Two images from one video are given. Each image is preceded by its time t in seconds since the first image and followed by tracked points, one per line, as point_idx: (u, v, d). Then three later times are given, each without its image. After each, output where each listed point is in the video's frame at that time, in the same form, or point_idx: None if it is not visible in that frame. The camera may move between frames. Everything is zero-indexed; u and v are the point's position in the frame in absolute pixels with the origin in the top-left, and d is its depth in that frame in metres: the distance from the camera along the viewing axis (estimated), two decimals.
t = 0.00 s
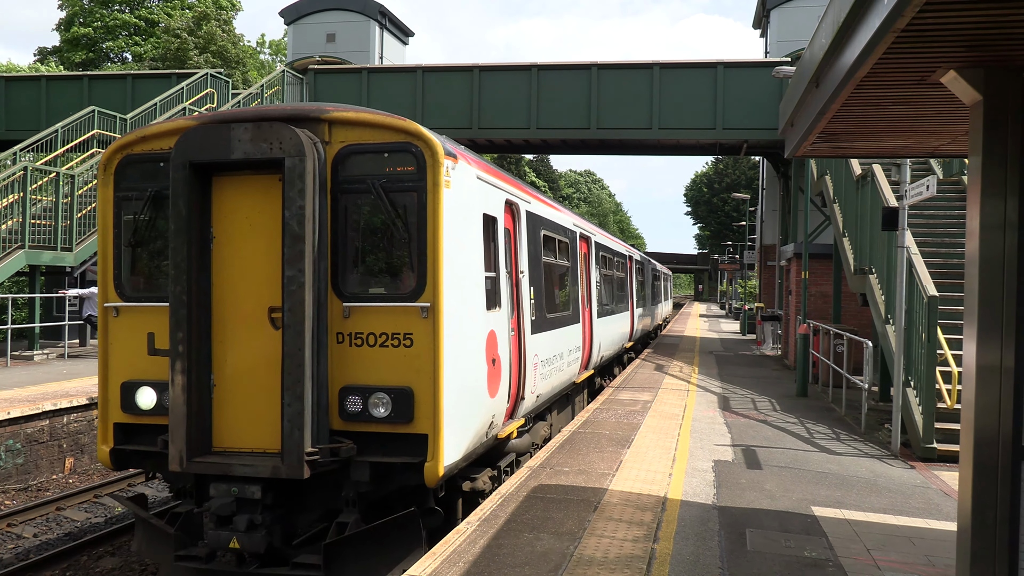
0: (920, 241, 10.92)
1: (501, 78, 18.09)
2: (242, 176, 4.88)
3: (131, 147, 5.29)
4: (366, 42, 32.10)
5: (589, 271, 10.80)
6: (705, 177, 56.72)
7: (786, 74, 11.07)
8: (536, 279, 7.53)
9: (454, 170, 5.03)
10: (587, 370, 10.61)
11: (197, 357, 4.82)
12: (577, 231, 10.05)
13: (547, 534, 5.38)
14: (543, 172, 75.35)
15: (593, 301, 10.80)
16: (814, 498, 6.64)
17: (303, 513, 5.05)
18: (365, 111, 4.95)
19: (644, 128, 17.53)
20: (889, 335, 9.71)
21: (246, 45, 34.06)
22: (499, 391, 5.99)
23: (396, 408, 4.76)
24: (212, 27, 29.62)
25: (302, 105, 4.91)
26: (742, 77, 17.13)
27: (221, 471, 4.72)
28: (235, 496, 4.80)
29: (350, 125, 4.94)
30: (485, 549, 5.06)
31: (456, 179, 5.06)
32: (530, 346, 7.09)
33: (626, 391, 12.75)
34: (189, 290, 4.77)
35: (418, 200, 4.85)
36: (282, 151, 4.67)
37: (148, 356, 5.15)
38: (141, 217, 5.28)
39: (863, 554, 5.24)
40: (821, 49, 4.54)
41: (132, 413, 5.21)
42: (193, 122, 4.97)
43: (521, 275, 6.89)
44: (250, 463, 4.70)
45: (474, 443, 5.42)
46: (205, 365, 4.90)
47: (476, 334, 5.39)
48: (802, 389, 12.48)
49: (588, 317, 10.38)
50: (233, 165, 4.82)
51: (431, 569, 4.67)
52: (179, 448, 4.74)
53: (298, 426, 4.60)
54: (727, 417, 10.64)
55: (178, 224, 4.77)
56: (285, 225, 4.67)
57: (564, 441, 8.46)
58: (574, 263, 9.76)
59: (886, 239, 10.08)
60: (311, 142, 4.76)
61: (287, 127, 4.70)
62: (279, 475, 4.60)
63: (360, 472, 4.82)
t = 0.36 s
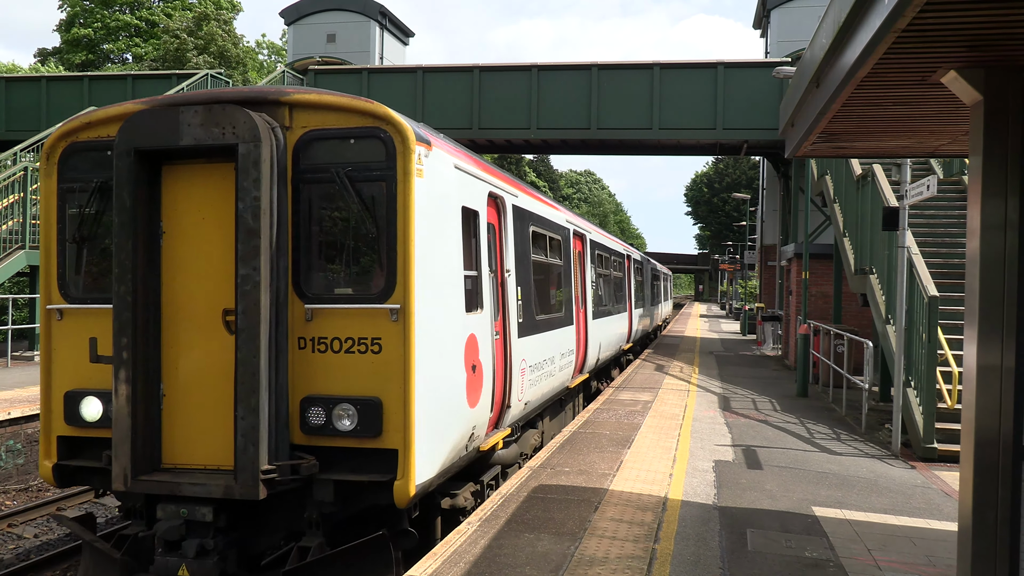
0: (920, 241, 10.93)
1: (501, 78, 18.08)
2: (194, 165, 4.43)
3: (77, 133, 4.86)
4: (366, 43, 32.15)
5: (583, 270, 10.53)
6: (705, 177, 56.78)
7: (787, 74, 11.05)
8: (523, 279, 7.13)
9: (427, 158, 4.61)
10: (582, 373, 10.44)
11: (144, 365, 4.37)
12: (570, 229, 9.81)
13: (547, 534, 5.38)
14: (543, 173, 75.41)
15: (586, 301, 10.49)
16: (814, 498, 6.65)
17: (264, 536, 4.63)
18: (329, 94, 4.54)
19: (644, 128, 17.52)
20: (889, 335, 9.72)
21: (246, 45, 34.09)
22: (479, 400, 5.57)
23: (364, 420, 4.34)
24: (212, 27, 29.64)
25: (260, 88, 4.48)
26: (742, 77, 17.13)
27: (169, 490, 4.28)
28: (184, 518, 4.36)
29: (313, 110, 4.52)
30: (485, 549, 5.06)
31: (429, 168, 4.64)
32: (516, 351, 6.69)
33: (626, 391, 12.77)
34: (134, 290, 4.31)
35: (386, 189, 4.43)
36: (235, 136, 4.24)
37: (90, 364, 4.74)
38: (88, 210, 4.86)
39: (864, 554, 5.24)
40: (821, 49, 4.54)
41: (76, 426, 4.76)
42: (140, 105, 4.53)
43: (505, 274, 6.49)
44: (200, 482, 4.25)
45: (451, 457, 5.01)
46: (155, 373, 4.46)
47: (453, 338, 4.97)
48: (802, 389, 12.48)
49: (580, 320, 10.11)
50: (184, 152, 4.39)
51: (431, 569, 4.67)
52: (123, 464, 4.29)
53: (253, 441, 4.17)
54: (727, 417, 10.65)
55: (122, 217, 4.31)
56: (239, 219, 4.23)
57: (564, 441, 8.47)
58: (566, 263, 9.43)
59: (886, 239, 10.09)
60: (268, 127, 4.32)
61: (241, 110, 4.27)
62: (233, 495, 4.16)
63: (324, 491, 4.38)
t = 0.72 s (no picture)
0: (921, 241, 10.93)
1: (502, 78, 18.09)
2: (128, 149, 3.92)
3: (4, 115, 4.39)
4: (367, 43, 32.19)
5: (575, 270, 10.15)
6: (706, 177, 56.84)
7: (788, 74, 11.05)
8: (508, 279, 6.65)
9: (391, 141, 4.07)
10: (575, 378, 10.15)
11: (72, 376, 3.86)
12: (562, 226, 9.45)
13: (548, 535, 5.38)
14: (543, 173, 75.47)
15: (578, 302, 10.08)
16: (815, 499, 6.65)
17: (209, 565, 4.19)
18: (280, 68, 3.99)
19: (644, 128, 17.52)
20: (890, 336, 9.72)
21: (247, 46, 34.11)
22: (455, 412, 5.03)
23: (319, 438, 3.81)
24: (212, 27, 29.64)
25: (203, 64, 3.97)
26: (743, 78, 17.12)
27: (97, 517, 3.76)
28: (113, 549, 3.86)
29: (263, 87, 3.99)
30: (486, 550, 5.07)
31: (393, 153, 4.09)
32: (498, 356, 6.20)
33: (626, 390, 12.79)
34: (59, 290, 3.80)
35: (343, 175, 3.89)
36: (171, 116, 3.71)
37: (10, 372, 4.26)
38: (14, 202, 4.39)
39: (865, 554, 5.24)
40: (822, 49, 4.54)
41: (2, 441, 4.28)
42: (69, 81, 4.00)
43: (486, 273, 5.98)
44: (132, 507, 3.74)
45: (420, 477, 4.47)
46: (86, 383, 3.93)
47: (423, 344, 4.44)
48: (803, 389, 12.50)
49: (573, 323, 9.73)
50: (116, 135, 3.87)
51: (433, 569, 4.67)
52: (45, 486, 3.77)
53: (190, 461, 3.66)
54: (728, 417, 10.65)
55: (46, 206, 3.77)
56: (175, 210, 3.71)
57: (564, 442, 8.47)
58: (556, 261, 9.00)
59: (886, 240, 10.12)
60: (210, 106, 3.80)
61: (179, 86, 3.75)
62: (167, 523, 3.65)
63: (273, 517, 3.92)
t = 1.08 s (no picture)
0: (922, 241, 10.93)
1: (502, 78, 18.08)
2: (36, 134, 3.57)
3: None
4: (367, 44, 32.20)
5: (565, 267, 9.60)
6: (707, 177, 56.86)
7: (788, 73, 11.04)
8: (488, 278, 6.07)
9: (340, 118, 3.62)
10: (567, 383, 9.72)
11: None
12: (552, 221, 8.92)
13: (549, 535, 5.37)
14: (544, 173, 75.52)
15: (569, 303, 9.54)
16: (816, 498, 6.64)
17: None
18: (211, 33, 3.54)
19: (645, 128, 17.51)
20: (892, 335, 9.72)
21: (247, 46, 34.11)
22: (421, 427, 4.48)
23: (254, 458, 3.39)
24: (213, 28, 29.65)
25: (123, 28, 3.53)
26: (743, 77, 17.12)
27: None
28: None
29: (192, 55, 3.54)
30: (487, 550, 5.07)
31: (343, 132, 3.63)
32: (476, 363, 5.64)
33: (627, 391, 12.80)
34: None
35: (282, 157, 3.45)
36: (80, 88, 3.28)
37: None
38: None
39: (866, 554, 5.24)
40: (822, 49, 4.55)
41: None
42: None
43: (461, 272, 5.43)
44: (32, 545, 3.39)
45: (378, 502, 3.97)
46: None
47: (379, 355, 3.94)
48: (804, 389, 12.49)
49: (564, 326, 9.21)
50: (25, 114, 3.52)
51: (434, 569, 4.68)
52: None
53: (99, 490, 3.24)
54: (729, 417, 10.65)
55: None
56: (81, 200, 3.29)
57: (565, 442, 8.47)
58: (546, 258, 8.42)
59: (887, 239, 10.15)
60: (126, 78, 3.37)
61: (89, 53, 3.32)
62: (72, 563, 3.27)
63: (198, 555, 3.53)
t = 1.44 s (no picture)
0: (922, 241, 10.94)
1: (502, 79, 18.08)
2: None
3: None
4: (367, 44, 32.25)
5: (552, 267, 9.00)
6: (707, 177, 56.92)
7: (789, 73, 11.05)
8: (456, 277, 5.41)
9: (261, 82, 3.01)
10: (557, 390, 9.22)
11: None
12: (539, 215, 8.27)
13: (550, 535, 5.37)
14: (544, 173, 75.60)
15: (556, 305, 8.94)
16: (817, 498, 6.64)
17: None
18: None
19: (645, 128, 17.51)
20: (892, 335, 9.72)
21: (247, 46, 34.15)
22: (371, 450, 3.84)
23: (151, 497, 2.75)
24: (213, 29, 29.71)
25: None
26: (743, 78, 17.13)
27: None
28: None
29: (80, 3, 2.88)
30: (487, 550, 5.07)
31: (263, 98, 3.02)
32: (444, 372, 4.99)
33: (627, 390, 12.81)
34: None
35: (188, 128, 2.81)
36: None
37: None
38: None
39: (867, 554, 5.25)
40: (822, 49, 4.55)
41: None
42: None
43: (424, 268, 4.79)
44: None
45: (314, 542, 3.37)
46: None
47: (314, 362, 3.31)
48: (804, 389, 12.50)
49: (551, 330, 8.62)
50: None
51: (434, 569, 4.68)
52: None
53: None
54: (729, 417, 10.65)
55: None
56: None
57: (565, 442, 8.46)
58: (529, 256, 7.77)
59: (887, 239, 10.15)
60: None
61: None
62: None
63: None
